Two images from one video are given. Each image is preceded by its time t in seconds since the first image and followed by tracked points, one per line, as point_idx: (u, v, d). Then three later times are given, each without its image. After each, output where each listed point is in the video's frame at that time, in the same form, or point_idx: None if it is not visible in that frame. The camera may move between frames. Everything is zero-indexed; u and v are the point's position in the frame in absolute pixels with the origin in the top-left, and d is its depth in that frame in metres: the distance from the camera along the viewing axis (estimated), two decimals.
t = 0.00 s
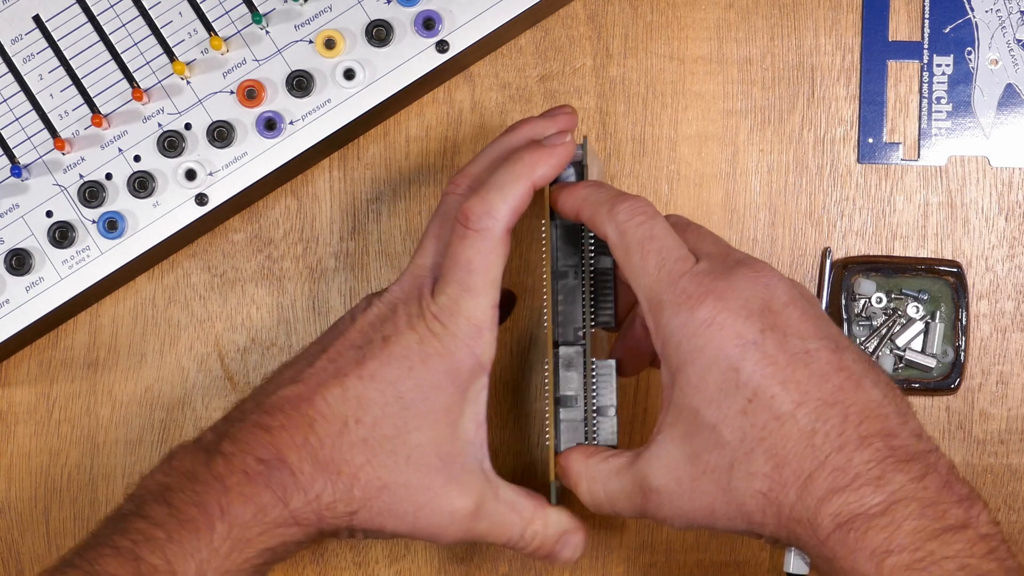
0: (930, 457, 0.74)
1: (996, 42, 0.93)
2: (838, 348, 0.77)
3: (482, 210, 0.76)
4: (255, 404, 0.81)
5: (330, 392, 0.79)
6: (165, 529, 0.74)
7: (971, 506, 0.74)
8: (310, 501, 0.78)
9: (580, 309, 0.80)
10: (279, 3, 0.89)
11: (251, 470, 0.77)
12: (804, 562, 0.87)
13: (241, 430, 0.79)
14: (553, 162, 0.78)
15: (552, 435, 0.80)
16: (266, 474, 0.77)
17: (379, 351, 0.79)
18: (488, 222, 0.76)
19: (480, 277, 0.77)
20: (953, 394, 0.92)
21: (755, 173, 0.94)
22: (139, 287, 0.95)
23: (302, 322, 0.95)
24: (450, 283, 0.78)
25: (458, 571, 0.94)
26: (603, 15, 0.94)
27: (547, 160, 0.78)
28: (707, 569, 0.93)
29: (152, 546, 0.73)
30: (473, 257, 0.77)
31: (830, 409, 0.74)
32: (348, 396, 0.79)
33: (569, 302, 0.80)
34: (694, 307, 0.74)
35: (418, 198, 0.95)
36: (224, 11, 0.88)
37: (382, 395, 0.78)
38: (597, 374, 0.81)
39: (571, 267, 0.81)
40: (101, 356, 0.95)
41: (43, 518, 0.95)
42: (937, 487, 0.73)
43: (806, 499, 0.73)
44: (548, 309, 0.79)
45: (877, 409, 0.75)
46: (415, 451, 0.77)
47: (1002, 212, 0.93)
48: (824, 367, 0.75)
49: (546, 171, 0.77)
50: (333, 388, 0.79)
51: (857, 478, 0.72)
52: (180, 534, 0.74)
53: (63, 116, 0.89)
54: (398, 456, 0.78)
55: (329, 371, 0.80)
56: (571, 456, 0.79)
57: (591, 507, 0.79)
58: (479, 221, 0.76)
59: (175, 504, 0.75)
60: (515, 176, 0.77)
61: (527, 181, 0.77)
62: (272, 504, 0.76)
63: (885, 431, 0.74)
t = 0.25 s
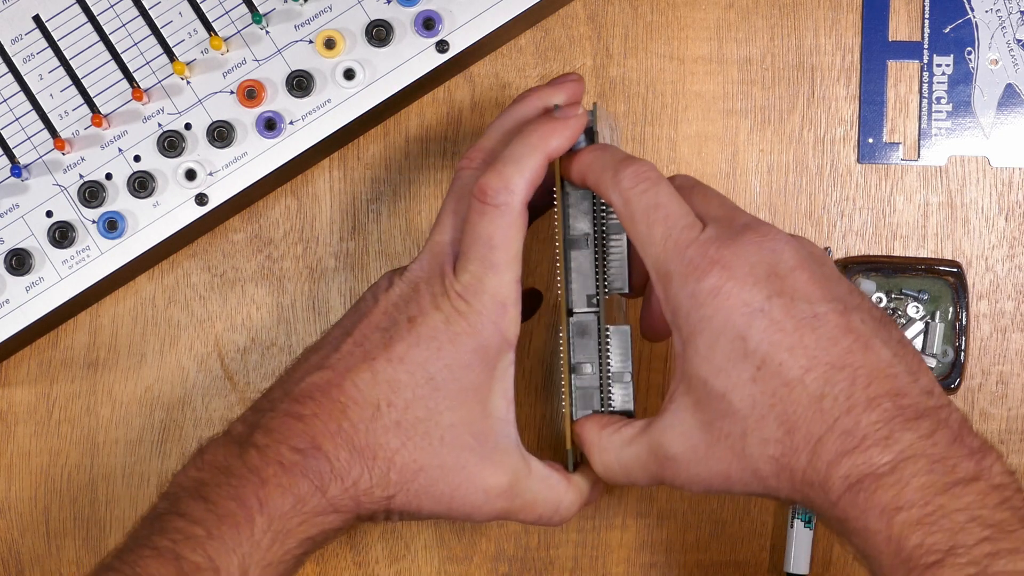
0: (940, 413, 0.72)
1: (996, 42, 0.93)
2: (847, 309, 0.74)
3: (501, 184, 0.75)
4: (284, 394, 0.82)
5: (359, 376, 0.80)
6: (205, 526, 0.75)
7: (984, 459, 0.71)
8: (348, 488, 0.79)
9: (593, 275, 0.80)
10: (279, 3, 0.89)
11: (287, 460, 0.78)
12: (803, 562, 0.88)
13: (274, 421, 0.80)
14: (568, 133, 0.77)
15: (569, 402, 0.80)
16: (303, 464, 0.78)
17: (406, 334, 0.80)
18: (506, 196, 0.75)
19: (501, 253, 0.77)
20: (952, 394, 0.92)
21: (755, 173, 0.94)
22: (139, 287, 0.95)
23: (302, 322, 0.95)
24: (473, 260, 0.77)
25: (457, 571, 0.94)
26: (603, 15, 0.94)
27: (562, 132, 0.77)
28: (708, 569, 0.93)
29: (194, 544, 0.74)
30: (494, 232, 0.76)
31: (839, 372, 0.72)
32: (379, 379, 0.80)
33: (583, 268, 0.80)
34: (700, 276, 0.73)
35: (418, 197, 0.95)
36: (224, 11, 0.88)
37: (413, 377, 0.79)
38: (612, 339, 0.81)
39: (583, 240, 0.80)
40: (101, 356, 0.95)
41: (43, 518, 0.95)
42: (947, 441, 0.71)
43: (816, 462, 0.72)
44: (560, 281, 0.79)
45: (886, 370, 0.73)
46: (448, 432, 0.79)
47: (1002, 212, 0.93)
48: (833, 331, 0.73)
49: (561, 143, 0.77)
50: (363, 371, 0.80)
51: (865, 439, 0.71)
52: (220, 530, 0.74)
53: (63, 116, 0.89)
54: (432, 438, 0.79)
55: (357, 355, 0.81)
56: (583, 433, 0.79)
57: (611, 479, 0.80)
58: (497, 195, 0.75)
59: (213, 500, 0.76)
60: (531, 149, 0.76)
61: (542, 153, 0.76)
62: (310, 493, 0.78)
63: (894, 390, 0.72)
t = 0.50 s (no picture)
0: (912, 400, 0.71)
1: (996, 42, 0.93)
2: (818, 301, 0.73)
3: (476, 185, 0.74)
4: (265, 398, 0.82)
5: (341, 379, 0.80)
6: (187, 533, 0.76)
7: (955, 443, 0.70)
8: (330, 491, 0.80)
9: (575, 274, 0.78)
10: (279, 3, 0.89)
11: (268, 464, 0.79)
12: (803, 561, 0.88)
13: (256, 425, 0.81)
14: (544, 131, 0.75)
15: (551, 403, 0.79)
16: (284, 468, 0.79)
17: (387, 335, 0.80)
18: (484, 196, 0.74)
19: (481, 252, 0.76)
20: (953, 394, 0.92)
21: (755, 173, 0.94)
22: (139, 287, 0.95)
23: (302, 322, 0.95)
24: (453, 261, 0.77)
25: (458, 571, 0.94)
26: (603, 15, 0.94)
27: (538, 130, 0.75)
28: (708, 569, 0.93)
29: (175, 552, 0.75)
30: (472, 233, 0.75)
31: (810, 365, 0.71)
32: (359, 382, 0.80)
33: (564, 266, 0.78)
34: (671, 272, 0.72)
35: (418, 197, 0.95)
36: (224, 11, 0.88)
37: (394, 378, 0.79)
38: (595, 336, 0.79)
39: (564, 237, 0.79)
40: (101, 357, 0.95)
41: (43, 518, 0.95)
42: (919, 428, 0.69)
43: (791, 456, 0.71)
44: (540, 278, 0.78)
45: (857, 359, 0.72)
46: (430, 433, 0.79)
47: (1002, 212, 0.93)
48: (804, 324, 0.72)
49: (538, 142, 0.75)
50: (343, 374, 0.80)
51: (838, 430, 0.69)
52: (201, 537, 0.76)
53: (63, 116, 0.89)
54: (414, 439, 0.79)
55: (338, 358, 0.81)
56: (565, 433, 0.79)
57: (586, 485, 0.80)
58: (474, 195, 0.74)
59: (196, 507, 0.78)
60: (507, 148, 0.75)
61: (519, 153, 0.75)
62: (292, 497, 0.79)
63: (865, 380, 0.71)
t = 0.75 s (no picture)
0: (922, 427, 0.72)
1: (996, 42, 0.93)
2: (825, 330, 0.74)
3: (489, 200, 0.72)
4: (263, 400, 0.82)
5: (340, 386, 0.80)
6: (176, 534, 0.77)
7: (967, 472, 0.71)
8: (322, 499, 0.80)
9: (587, 297, 0.74)
10: (279, 3, 0.89)
11: (261, 468, 0.79)
12: (803, 561, 0.88)
13: (252, 428, 0.81)
14: (563, 151, 0.74)
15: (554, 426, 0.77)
16: (277, 473, 0.79)
17: (389, 344, 0.79)
18: (495, 211, 0.73)
19: (489, 268, 0.74)
20: (953, 394, 0.92)
21: (755, 173, 0.94)
22: (139, 286, 0.95)
23: (302, 322, 0.95)
24: (460, 275, 0.75)
25: (458, 571, 0.94)
26: (603, 15, 0.94)
27: (557, 149, 0.74)
28: (708, 569, 0.93)
29: (164, 552, 0.76)
30: (481, 248, 0.74)
31: (820, 395, 0.72)
32: (359, 390, 0.79)
33: (576, 289, 0.74)
34: (686, 300, 0.72)
35: (418, 198, 0.95)
36: (224, 11, 0.88)
37: (393, 389, 0.78)
38: (603, 361, 0.76)
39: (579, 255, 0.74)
40: (101, 357, 0.95)
41: (43, 518, 0.95)
42: (931, 457, 0.70)
43: (802, 486, 0.72)
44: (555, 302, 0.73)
45: (865, 387, 0.73)
46: (427, 445, 0.78)
47: (1002, 212, 0.93)
48: (812, 354, 0.73)
49: (555, 161, 0.74)
50: (344, 381, 0.80)
51: (850, 461, 0.71)
52: (190, 538, 0.76)
53: (63, 116, 0.89)
54: (410, 451, 0.78)
55: (339, 364, 0.81)
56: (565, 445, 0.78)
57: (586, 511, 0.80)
58: (486, 210, 0.73)
59: (186, 507, 0.78)
60: (523, 165, 0.73)
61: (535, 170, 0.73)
62: (284, 503, 0.79)
63: (875, 408, 0.72)
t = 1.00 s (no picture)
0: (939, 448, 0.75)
1: (996, 42, 0.93)
2: (842, 348, 0.75)
3: (506, 210, 0.73)
4: (278, 404, 0.82)
5: (354, 393, 0.79)
6: (188, 536, 0.77)
7: (982, 493, 0.75)
8: (337, 505, 0.80)
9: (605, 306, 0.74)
10: (279, 3, 0.89)
11: (276, 474, 0.79)
12: (803, 565, 0.86)
13: (266, 433, 0.81)
14: (579, 162, 0.74)
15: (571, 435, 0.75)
16: (293, 479, 0.79)
17: (404, 352, 0.79)
18: (512, 222, 0.73)
19: (504, 278, 0.75)
20: (953, 394, 0.92)
21: (755, 173, 0.94)
22: (139, 287, 0.95)
23: (302, 322, 0.95)
24: (476, 283, 0.76)
25: (458, 571, 0.94)
26: (603, 15, 0.94)
27: (573, 160, 0.74)
28: (708, 569, 0.93)
29: (176, 554, 0.76)
30: (497, 257, 0.74)
31: (838, 413, 0.74)
32: (373, 397, 0.79)
33: (594, 298, 0.73)
34: (706, 316, 0.72)
35: (418, 198, 0.95)
36: (224, 11, 0.88)
37: (407, 398, 0.78)
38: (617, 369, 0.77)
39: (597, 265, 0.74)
40: (101, 357, 0.95)
41: (43, 518, 0.95)
42: (947, 477, 0.74)
43: (820, 502, 0.74)
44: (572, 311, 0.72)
45: (884, 407, 0.75)
46: (439, 454, 0.77)
47: (1002, 212, 0.93)
48: (831, 372, 0.74)
49: (572, 171, 0.74)
50: (358, 389, 0.79)
51: (869, 478, 0.73)
52: (202, 541, 0.76)
53: (63, 116, 0.89)
54: (423, 459, 0.78)
55: (354, 370, 0.80)
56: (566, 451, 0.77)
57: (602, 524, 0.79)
58: (503, 220, 0.73)
59: (200, 510, 0.78)
60: (540, 176, 0.73)
61: (552, 181, 0.74)
62: (298, 510, 0.79)
63: (893, 428, 0.75)
